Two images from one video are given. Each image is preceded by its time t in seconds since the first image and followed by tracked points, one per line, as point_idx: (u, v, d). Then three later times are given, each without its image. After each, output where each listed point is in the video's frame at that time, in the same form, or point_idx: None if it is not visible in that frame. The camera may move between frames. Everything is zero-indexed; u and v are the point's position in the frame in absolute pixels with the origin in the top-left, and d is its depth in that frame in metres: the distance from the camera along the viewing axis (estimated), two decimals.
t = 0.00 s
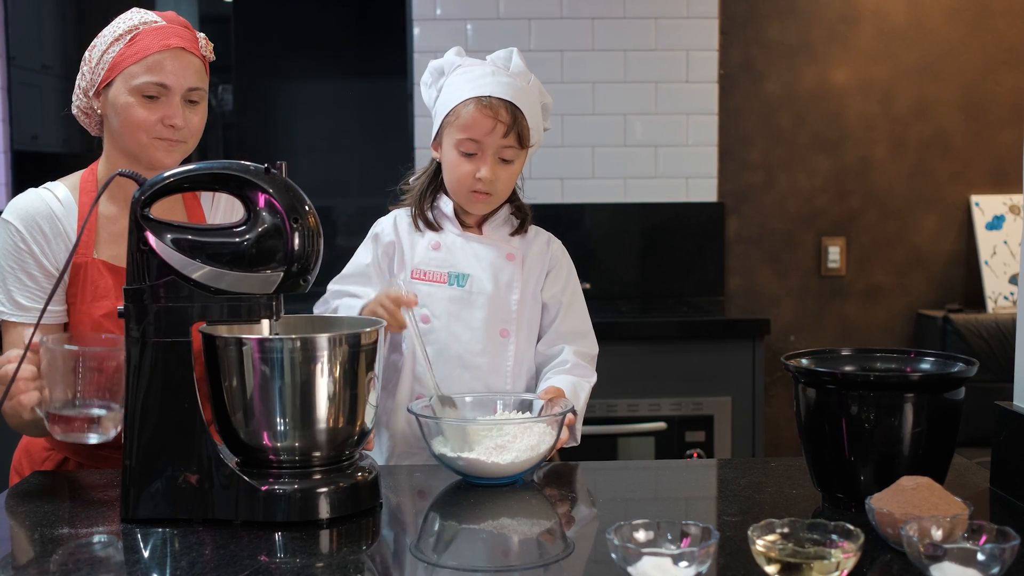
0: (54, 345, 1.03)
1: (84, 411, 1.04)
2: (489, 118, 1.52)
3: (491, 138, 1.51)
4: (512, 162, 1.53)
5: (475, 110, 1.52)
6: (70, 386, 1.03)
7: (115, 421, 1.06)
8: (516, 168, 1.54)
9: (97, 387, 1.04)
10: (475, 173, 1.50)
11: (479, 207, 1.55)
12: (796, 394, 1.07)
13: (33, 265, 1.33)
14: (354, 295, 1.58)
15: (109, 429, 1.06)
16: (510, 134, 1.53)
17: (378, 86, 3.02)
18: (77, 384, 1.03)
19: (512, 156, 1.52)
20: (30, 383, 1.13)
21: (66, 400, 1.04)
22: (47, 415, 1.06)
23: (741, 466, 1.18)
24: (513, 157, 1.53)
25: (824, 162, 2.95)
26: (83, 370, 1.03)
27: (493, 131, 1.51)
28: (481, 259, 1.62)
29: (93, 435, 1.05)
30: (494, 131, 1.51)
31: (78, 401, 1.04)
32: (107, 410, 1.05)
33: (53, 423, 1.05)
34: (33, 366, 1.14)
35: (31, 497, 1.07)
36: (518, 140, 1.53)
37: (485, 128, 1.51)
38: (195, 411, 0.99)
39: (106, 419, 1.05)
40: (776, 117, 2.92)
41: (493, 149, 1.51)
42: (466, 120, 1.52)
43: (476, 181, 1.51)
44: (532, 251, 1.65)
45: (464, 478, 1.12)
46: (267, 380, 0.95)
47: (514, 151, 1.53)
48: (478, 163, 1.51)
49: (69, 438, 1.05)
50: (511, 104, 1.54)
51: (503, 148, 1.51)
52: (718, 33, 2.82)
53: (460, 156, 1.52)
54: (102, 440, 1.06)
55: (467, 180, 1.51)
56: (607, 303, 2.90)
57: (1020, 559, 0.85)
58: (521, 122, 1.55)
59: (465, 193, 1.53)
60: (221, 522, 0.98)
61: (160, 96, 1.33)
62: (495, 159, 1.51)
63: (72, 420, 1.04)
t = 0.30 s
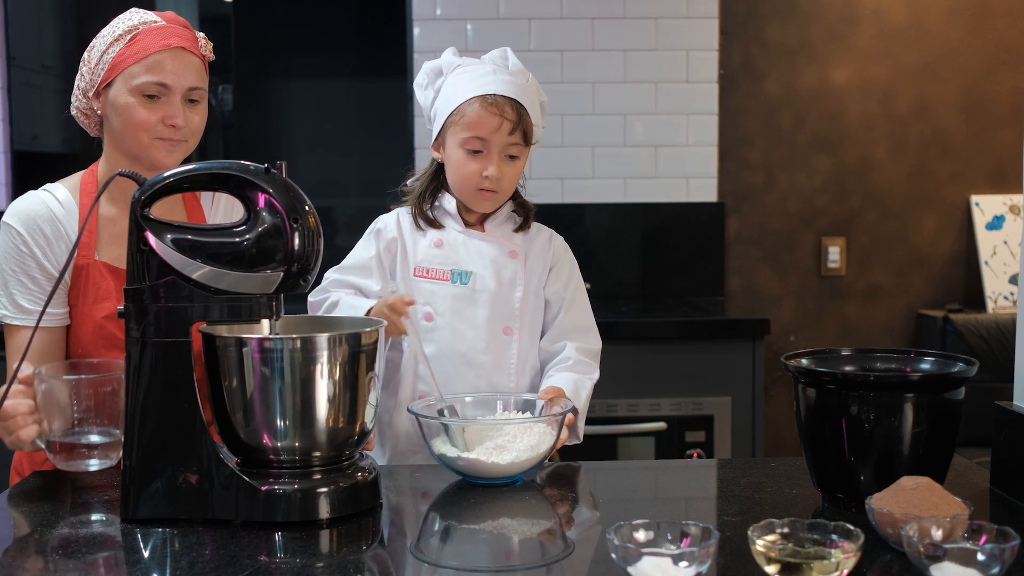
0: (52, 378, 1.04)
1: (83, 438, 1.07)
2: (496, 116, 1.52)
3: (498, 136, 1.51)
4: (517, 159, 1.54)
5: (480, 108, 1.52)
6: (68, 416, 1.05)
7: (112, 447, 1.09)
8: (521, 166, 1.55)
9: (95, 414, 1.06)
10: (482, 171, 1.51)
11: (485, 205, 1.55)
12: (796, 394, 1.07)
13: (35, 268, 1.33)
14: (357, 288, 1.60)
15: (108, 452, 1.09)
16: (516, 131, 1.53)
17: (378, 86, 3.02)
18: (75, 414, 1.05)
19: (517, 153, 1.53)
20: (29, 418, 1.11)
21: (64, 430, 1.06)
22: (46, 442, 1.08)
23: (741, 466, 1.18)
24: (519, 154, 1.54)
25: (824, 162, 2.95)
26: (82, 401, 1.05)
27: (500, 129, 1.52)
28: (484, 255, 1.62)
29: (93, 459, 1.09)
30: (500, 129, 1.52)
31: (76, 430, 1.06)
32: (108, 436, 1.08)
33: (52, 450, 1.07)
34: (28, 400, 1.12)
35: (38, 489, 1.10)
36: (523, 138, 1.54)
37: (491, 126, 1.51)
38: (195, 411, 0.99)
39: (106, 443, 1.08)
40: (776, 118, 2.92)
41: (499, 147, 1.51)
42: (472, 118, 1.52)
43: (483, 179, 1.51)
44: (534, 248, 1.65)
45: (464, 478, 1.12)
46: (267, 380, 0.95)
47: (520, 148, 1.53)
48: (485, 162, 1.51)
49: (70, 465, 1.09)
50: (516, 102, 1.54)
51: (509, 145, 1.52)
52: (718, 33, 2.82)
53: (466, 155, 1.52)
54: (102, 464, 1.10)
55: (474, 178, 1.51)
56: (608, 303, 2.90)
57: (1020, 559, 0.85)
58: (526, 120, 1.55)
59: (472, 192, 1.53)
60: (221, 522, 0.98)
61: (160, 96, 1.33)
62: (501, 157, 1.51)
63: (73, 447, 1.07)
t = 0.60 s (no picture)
0: (51, 391, 1.04)
1: (79, 451, 1.06)
2: (496, 121, 1.51)
3: (498, 140, 1.51)
4: (517, 162, 1.54)
5: (480, 112, 1.52)
6: (67, 428, 1.04)
7: (110, 461, 1.08)
8: (521, 168, 1.55)
9: (93, 427, 1.05)
10: (483, 175, 1.51)
11: (487, 209, 1.55)
12: (796, 394, 1.07)
13: (34, 271, 1.33)
14: (355, 295, 1.60)
15: (105, 468, 1.08)
16: (516, 135, 1.53)
17: (378, 86, 3.02)
18: (74, 425, 1.04)
19: (517, 156, 1.53)
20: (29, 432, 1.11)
21: (62, 442, 1.05)
22: (45, 458, 1.06)
23: (741, 466, 1.18)
24: (519, 157, 1.54)
25: (824, 162, 2.95)
26: (79, 413, 1.04)
27: (500, 133, 1.51)
28: (481, 255, 1.62)
29: (91, 475, 1.07)
30: (500, 133, 1.51)
31: (74, 442, 1.05)
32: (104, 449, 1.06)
33: (50, 465, 1.06)
34: (28, 415, 1.12)
35: (41, 494, 1.09)
36: (523, 141, 1.54)
37: (491, 131, 1.51)
38: (195, 411, 0.99)
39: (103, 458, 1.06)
40: (776, 117, 2.92)
41: (500, 151, 1.51)
42: (471, 123, 1.51)
43: (485, 184, 1.51)
44: (532, 248, 1.65)
45: (464, 478, 1.12)
46: (267, 380, 0.95)
47: (520, 151, 1.53)
48: (485, 166, 1.51)
49: (68, 480, 1.07)
50: (515, 106, 1.54)
51: (510, 149, 1.52)
52: (718, 33, 2.82)
53: (466, 160, 1.52)
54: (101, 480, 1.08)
55: (476, 183, 1.52)
56: (608, 303, 2.90)
57: (1021, 559, 0.85)
58: (525, 122, 1.55)
59: (473, 196, 1.53)
60: (221, 522, 0.98)
61: (158, 96, 1.33)
62: (502, 161, 1.52)
63: (70, 462, 1.05)
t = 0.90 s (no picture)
0: (54, 396, 1.03)
1: (82, 457, 1.05)
2: (481, 122, 1.52)
3: (485, 142, 1.51)
4: (507, 163, 1.53)
5: (466, 114, 1.52)
6: (70, 433, 1.04)
7: (113, 467, 1.07)
8: (512, 169, 1.54)
9: (97, 432, 1.05)
10: (470, 176, 1.51)
11: (478, 210, 1.55)
12: (796, 394, 1.07)
13: (33, 273, 1.33)
14: (361, 298, 1.61)
15: (108, 474, 1.07)
16: (502, 136, 1.53)
17: (378, 86, 3.02)
18: (77, 431, 1.04)
19: (507, 157, 1.52)
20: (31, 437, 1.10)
21: (64, 448, 1.04)
22: (47, 463, 1.05)
23: (741, 466, 1.18)
24: (508, 158, 1.53)
25: (824, 162, 2.95)
26: (83, 418, 1.03)
27: (486, 134, 1.51)
28: (477, 256, 1.62)
29: (93, 481, 1.06)
30: (486, 134, 1.51)
31: (77, 448, 1.04)
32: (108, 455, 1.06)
33: (52, 470, 1.05)
34: (30, 419, 1.11)
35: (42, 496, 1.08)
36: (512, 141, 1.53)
37: (477, 132, 1.51)
38: (195, 411, 0.99)
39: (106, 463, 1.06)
40: (776, 117, 2.92)
41: (488, 152, 1.51)
42: (458, 124, 1.52)
43: (472, 185, 1.51)
44: (529, 249, 1.64)
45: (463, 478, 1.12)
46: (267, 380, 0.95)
47: (508, 152, 1.53)
48: (473, 167, 1.51)
49: (68, 486, 1.06)
50: (502, 106, 1.54)
51: (497, 150, 1.51)
52: (718, 33, 2.82)
53: (454, 162, 1.52)
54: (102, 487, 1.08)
55: (463, 185, 1.52)
56: (608, 303, 2.90)
57: (1020, 559, 0.85)
58: (514, 123, 1.55)
59: (462, 197, 1.53)
60: (221, 522, 0.98)
61: (157, 96, 1.33)
62: (490, 162, 1.51)
63: (72, 467, 1.05)
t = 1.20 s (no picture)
0: (55, 402, 1.02)
1: (81, 464, 1.03)
2: (481, 123, 1.51)
3: (484, 143, 1.51)
4: (507, 165, 1.53)
5: (466, 115, 1.52)
6: (70, 439, 1.02)
7: (112, 474, 1.05)
8: (512, 171, 1.54)
9: (96, 439, 1.03)
10: (469, 178, 1.51)
11: (477, 211, 1.56)
12: (796, 394, 1.07)
13: (31, 275, 1.33)
14: (361, 300, 1.61)
15: (109, 481, 1.05)
16: (503, 138, 1.53)
17: (378, 86, 3.02)
18: (77, 436, 1.02)
19: (506, 159, 1.53)
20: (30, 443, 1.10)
21: (64, 455, 1.02)
22: (46, 470, 1.03)
23: (741, 466, 1.18)
24: (508, 159, 1.53)
25: (824, 162, 2.95)
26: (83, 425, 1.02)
27: (486, 136, 1.51)
28: (478, 257, 1.62)
29: (93, 488, 1.04)
30: (485, 136, 1.51)
31: (77, 454, 1.03)
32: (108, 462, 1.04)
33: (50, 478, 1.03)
34: (30, 425, 1.11)
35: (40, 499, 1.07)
36: (512, 143, 1.53)
37: (477, 133, 1.51)
38: (195, 411, 0.99)
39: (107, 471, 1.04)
40: (776, 117, 2.92)
41: (487, 154, 1.51)
42: (457, 125, 1.52)
43: (471, 186, 1.51)
44: (530, 250, 1.64)
45: (464, 478, 1.12)
46: (267, 380, 0.95)
47: (508, 154, 1.53)
48: (472, 168, 1.51)
49: (67, 493, 1.04)
50: (502, 108, 1.54)
51: (497, 151, 1.51)
52: (718, 33, 2.82)
53: (454, 162, 1.52)
54: (101, 497, 1.05)
55: (462, 185, 1.52)
56: (608, 304, 2.90)
57: (1021, 558, 0.85)
58: (514, 125, 1.54)
59: (461, 197, 1.53)
60: (221, 522, 0.98)
61: (158, 97, 1.33)
62: (489, 163, 1.51)
63: (70, 474, 1.02)
